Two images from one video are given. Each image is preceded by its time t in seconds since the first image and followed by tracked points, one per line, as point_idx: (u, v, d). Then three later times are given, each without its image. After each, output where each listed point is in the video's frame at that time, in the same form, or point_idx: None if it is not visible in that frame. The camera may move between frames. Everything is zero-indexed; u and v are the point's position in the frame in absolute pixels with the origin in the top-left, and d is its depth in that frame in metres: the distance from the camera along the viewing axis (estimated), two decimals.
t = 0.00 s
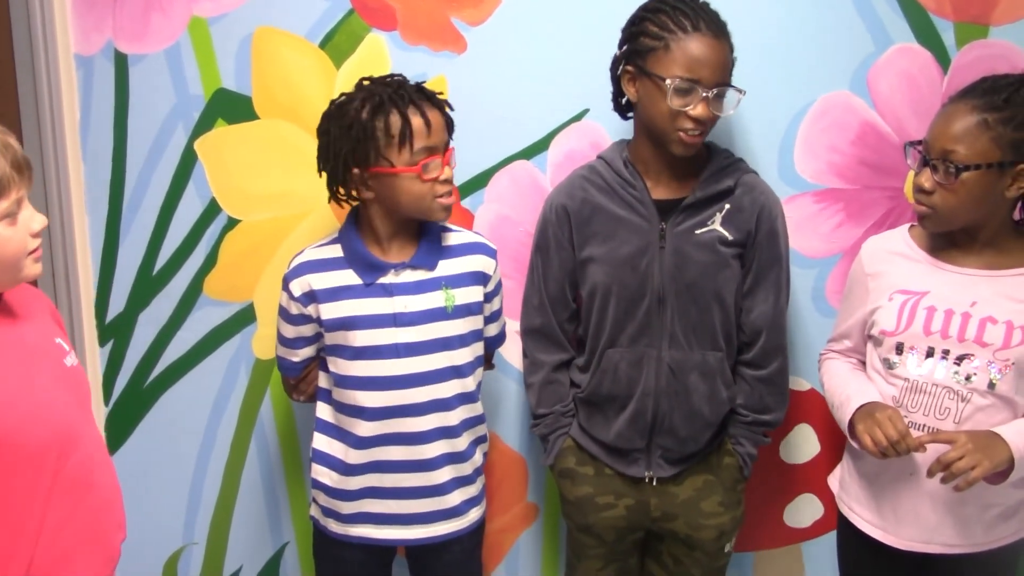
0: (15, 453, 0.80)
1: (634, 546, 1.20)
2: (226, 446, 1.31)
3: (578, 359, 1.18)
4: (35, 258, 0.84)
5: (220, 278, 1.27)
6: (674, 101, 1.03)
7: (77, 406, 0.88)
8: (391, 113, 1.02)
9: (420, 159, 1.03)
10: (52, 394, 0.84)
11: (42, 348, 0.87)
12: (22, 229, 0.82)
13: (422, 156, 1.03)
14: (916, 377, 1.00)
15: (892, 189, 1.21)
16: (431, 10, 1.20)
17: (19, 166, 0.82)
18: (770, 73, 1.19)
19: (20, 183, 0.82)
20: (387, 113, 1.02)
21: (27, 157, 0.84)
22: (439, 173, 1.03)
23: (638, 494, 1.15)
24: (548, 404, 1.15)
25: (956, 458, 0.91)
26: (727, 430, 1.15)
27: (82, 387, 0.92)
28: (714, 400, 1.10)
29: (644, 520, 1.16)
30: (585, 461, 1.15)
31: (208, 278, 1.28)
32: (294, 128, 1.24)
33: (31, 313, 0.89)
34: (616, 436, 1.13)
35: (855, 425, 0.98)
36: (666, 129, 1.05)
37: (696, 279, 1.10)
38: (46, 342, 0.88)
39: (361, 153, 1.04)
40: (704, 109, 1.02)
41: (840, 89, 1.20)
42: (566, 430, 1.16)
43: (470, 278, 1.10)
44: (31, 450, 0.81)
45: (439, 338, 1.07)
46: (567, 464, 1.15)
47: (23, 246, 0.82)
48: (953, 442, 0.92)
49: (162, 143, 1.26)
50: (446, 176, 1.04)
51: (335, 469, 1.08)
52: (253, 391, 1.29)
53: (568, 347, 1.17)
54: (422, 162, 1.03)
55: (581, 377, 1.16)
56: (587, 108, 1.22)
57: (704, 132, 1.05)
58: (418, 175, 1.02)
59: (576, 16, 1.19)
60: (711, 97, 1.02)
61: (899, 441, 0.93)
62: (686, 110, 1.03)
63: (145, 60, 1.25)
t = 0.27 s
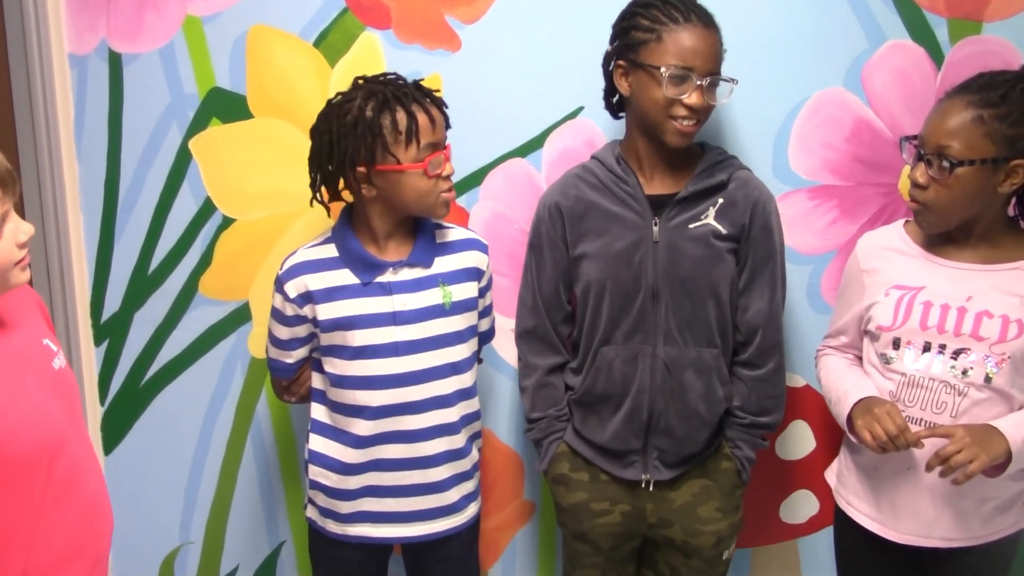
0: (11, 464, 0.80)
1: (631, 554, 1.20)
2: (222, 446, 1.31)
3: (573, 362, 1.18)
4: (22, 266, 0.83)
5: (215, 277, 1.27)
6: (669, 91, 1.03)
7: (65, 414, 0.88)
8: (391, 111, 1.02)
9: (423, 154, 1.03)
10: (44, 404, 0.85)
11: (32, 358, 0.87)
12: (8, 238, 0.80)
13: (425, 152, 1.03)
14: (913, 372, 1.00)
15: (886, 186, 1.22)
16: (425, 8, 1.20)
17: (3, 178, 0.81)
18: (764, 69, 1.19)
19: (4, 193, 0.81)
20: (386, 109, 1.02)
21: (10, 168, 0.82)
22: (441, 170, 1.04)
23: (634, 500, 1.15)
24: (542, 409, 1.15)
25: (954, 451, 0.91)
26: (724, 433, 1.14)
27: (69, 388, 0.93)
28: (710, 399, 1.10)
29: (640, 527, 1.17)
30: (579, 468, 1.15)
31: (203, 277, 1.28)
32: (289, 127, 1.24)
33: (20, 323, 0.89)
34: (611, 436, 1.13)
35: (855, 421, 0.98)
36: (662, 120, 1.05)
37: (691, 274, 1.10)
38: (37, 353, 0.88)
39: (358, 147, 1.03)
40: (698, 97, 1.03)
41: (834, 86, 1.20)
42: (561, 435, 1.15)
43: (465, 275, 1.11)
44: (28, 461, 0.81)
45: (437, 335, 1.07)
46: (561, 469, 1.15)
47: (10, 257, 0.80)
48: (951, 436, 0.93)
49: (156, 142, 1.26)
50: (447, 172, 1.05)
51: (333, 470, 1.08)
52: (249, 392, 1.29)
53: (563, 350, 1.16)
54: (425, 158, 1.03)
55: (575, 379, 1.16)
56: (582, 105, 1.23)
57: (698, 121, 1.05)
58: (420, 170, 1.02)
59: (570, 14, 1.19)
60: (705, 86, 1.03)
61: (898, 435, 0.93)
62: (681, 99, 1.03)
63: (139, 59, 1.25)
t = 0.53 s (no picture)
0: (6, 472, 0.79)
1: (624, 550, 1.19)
2: (216, 443, 1.31)
3: (565, 358, 1.18)
4: (20, 273, 0.83)
5: (209, 274, 1.27)
6: (672, 82, 1.04)
7: (60, 418, 0.88)
8: (385, 108, 1.02)
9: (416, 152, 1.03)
10: (38, 409, 0.84)
11: (26, 362, 0.86)
12: (5, 247, 0.80)
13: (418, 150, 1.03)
14: (903, 366, 1.00)
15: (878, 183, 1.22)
16: (419, 5, 1.20)
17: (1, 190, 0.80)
18: (757, 66, 1.20)
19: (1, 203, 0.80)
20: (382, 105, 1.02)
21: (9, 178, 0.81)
22: (434, 168, 1.03)
23: (626, 495, 1.15)
24: (534, 405, 1.15)
25: (940, 446, 0.92)
26: (716, 428, 1.15)
27: (64, 390, 0.93)
28: (701, 393, 1.10)
29: (633, 523, 1.16)
30: (570, 463, 1.15)
31: (196, 274, 1.28)
32: (282, 124, 1.24)
33: (15, 327, 0.88)
34: (604, 431, 1.13)
35: (846, 415, 0.99)
36: (664, 110, 1.05)
37: (683, 268, 1.10)
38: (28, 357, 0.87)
39: (351, 144, 1.03)
40: (700, 89, 1.04)
41: (827, 83, 1.20)
42: (552, 432, 1.15)
43: (459, 270, 1.11)
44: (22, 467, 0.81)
45: (432, 331, 1.07)
46: (552, 465, 1.15)
47: (8, 266, 0.80)
48: (939, 430, 0.93)
49: (150, 140, 1.26)
50: (440, 171, 1.05)
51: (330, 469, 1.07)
52: (242, 390, 1.29)
53: (556, 346, 1.17)
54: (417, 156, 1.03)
55: (568, 374, 1.16)
56: (576, 102, 1.23)
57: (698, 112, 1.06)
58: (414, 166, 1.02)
59: (564, 11, 1.19)
60: (706, 77, 1.04)
61: (887, 429, 0.93)
62: (684, 90, 1.04)
63: (132, 57, 1.24)
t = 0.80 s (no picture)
0: (2, 477, 0.79)
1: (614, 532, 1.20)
2: (206, 442, 1.31)
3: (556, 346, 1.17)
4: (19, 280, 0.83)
5: (198, 273, 1.27)
6: (668, 78, 1.04)
7: (54, 421, 0.88)
8: (375, 105, 1.02)
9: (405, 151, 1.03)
10: (34, 412, 0.84)
11: (20, 365, 0.86)
12: (6, 256, 0.79)
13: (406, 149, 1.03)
14: (891, 359, 1.00)
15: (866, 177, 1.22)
16: (407, 2, 1.20)
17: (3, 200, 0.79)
18: (745, 62, 1.20)
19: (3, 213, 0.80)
20: (373, 103, 1.02)
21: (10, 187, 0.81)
22: (423, 167, 1.04)
23: (618, 480, 1.16)
24: (527, 392, 1.15)
25: (928, 438, 0.92)
26: (704, 412, 1.15)
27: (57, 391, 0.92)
28: (690, 378, 1.11)
29: (623, 505, 1.16)
30: (562, 449, 1.15)
31: (186, 272, 1.27)
32: (271, 121, 1.23)
33: (10, 331, 0.88)
34: (596, 418, 1.13)
35: (836, 408, 0.99)
36: (659, 105, 1.05)
37: (672, 258, 1.10)
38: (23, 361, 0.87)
39: (340, 142, 1.03)
40: (694, 85, 1.04)
41: (815, 78, 1.21)
42: (544, 418, 1.16)
43: (448, 266, 1.12)
44: (20, 471, 0.81)
45: (423, 327, 1.07)
46: (545, 451, 1.15)
47: (8, 274, 0.80)
48: (926, 422, 0.94)
49: (138, 138, 1.26)
50: (429, 169, 1.05)
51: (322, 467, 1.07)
52: (233, 389, 1.29)
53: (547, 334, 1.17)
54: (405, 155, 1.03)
55: (559, 362, 1.16)
56: (565, 99, 1.23)
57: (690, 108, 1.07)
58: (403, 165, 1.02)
59: (552, 7, 1.19)
60: (699, 74, 1.05)
61: (876, 423, 0.94)
62: (678, 86, 1.04)
63: (120, 55, 1.24)
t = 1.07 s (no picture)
0: None
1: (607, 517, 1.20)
2: (195, 438, 1.31)
3: (550, 331, 1.18)
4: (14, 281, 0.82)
5: (187, 270, 1.27)
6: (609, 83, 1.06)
7: (47, 420, 0.87)
8: (360, 101, 1.02)
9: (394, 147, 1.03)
10: (26, 412, 0.83)
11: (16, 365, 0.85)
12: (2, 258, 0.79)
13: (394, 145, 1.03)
14: (880, 354, 1.01)
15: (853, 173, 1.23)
16: None
17: None
18: (733, 58, 1.20)
19: None
20: (358, 99, 1.02)
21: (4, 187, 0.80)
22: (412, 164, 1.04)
23: (610, 465, 1.16)
24: (520, 373, 1.15)
25: (921, 431, 0.93)
26: (697, 395, 1.16)
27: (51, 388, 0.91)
28: (681, 362, 1.11)
29: (617, 491, 1.17)
30: (555, 432, 1.15)
31: (174, 269, 1.27)
32: (259, 117, 1.23)
33: (10, 330, 0.87)
34: (589, 403, 1.13)
35: (827, 405, 0.99)
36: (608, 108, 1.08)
37: (664, 245, 1.11)
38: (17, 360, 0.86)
39: (326, 137, 1.03)
40: (636, 89, 1.04)
41: (802, 74, 1.21)
42: (537, 402, 1.16)
43: (437, 262, 1.12)
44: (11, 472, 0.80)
45: (411, 324, 1.07)
46: (538, 434, 1.15)
47: (3, 276, 0.79)
48: (917, 417, 0.94)
49: (125, 134, 1.25)
50: (418, 166, 1.05)
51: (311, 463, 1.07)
52: (222, 385, 1.29)
53: (541, 319, 1.16)
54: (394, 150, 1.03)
55: (552, 348, 1.16)
56: (552, 95, 1.23)
57: (642, 110, 1.06)
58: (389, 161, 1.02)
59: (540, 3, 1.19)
60: (642, 78, 1.04)
61: (869, 419, 0.94)
62: (619, 91, 1.05)
63: (107, 51, 1.24)
